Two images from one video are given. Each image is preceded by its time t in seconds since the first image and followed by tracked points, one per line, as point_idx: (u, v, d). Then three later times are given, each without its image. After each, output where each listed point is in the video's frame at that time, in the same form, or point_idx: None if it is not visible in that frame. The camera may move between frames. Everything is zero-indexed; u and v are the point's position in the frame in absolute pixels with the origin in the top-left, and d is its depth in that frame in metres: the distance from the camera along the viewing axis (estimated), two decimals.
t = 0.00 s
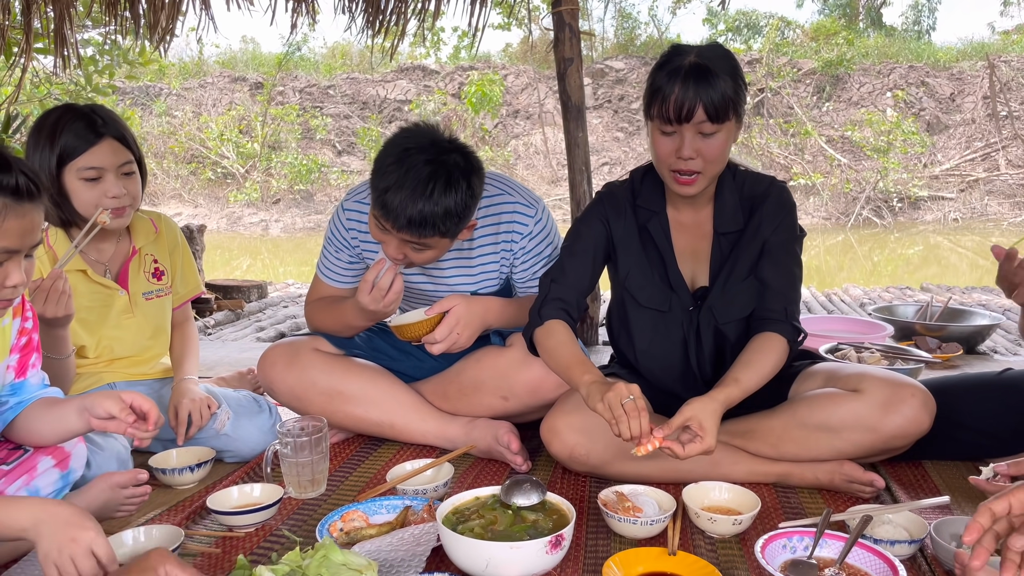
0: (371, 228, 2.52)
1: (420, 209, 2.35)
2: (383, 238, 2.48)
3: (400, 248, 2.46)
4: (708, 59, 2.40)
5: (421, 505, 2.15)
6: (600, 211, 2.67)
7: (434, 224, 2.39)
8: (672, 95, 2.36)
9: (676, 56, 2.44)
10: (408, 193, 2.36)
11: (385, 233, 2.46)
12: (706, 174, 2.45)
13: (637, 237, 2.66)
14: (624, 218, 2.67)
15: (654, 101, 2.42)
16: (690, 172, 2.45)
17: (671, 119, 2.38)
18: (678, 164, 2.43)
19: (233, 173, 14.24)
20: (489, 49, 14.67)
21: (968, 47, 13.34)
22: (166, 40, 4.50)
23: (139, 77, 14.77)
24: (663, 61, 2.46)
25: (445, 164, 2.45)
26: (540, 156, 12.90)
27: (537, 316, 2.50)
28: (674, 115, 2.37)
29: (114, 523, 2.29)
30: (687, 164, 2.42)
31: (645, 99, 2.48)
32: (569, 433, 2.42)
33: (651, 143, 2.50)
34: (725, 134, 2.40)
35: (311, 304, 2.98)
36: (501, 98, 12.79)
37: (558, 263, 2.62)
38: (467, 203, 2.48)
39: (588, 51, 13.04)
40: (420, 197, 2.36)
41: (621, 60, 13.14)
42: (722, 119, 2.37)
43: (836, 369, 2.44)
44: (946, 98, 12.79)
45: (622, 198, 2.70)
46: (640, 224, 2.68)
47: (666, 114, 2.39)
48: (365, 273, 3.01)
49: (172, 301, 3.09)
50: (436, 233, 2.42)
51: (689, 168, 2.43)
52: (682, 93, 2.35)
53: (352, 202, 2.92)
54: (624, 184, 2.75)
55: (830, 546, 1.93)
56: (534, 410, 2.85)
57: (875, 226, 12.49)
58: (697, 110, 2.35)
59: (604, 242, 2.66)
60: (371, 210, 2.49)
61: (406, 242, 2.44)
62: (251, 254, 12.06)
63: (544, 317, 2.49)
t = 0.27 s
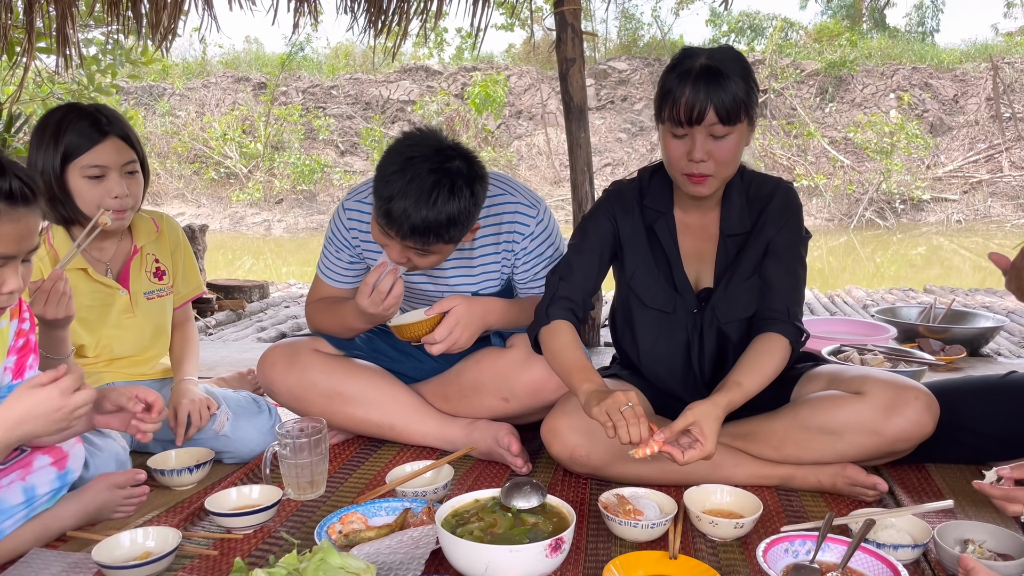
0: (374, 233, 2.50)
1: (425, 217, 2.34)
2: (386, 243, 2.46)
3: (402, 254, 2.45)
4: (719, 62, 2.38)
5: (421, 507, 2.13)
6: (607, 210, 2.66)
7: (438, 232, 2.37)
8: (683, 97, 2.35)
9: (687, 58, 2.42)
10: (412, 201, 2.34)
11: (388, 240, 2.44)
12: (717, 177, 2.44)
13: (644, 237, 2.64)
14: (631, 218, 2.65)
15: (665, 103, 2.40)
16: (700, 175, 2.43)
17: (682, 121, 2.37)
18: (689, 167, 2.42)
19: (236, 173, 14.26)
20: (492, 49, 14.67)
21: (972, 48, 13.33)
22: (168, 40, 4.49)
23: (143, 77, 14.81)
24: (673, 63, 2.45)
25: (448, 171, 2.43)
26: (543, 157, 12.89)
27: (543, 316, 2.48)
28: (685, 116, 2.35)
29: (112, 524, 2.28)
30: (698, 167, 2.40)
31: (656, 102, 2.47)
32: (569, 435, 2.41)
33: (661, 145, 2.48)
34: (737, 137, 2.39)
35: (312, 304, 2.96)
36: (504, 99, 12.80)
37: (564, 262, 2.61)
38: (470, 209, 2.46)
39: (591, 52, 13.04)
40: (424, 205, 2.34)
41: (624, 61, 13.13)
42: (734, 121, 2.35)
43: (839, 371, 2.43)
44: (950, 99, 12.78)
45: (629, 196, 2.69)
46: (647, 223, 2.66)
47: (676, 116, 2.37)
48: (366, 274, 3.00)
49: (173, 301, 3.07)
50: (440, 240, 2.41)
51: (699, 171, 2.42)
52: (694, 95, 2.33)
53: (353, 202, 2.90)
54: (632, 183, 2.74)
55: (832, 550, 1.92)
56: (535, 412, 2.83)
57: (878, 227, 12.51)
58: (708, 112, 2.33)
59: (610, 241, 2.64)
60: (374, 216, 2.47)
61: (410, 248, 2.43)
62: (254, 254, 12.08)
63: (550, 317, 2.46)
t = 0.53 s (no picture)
0: (377, 237, 2.48)
1: (429, 221, 2.32)
2: (390, 247, 2.44)
3: (406, 257, 2.43)
4: (732, 65, 2.36)
5: (418, 512, 2.11)
6: (613, 210, 2.63)
7: (443, 235, 2.35)
8: (694, 100, 2.32)
9: (699, 60, 2.40)
10: (417, 206, 2.32)
11: (391, 244, 2.42)
12: (726, 182, 2.41)
13: (649, 238, 2.61)
14: (636, 219, 2.63)
15: (676, 106, 2.37)
16: (710, 179, 2.40)
17: (692, 124, 2.34)
18: (698, 171, 2.39)
19: (237, 174, 14.24)
20: (493, 51, 14.66)
21: (973, 50, 13.32)
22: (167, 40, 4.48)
23: (144, 77, 14.81)
24: (685, 64, 2.42)
25: (451, 174, 2.40)
26: (544, 158, 12.85)
27: (547, 319, 2.44)
28: (696, 120, 2.33)
29: (106, 528, 2.26)
30: (707, 171, 2.37)
31: (666, 103, 2.44)
32: (568, 439, 2.38)
33: (670, 148, 2.46)
34: (747, 142, 2.37)
35: (310, 306, 2.94)
36: (505, 101, 12.78)
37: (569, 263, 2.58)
38: (473, 211, 2.44)
39: (592, 53, 13.01)
40: (429, 208, 2.32)
41: (625, 63, 13.12)
42: (745, 126, 2.33)
43: (841, 375, 2.41)
44: (951, 101, 12.77)
45: (635, 197, 2.67)
46: (652, 225, 2.64)
47: (687, 119, 2.34)
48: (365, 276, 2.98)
49: (170, 302, 3.05)
50: (444, 243, 2.39)
51: (709, 175, 2.39)
52: (706, 98, 2.30)
53: (352, 203, 2.88)
54: (638, 184, 2.72)
55: (834, 557, 1.89)
56: (534, 415, 2.81)
57: (879, 229, 12.48)
58: (719, 115, 2.30)
59: (615, 243, 2.61)
60: (377, 220, 2.44)
61: (415, 252, 2.40)
62: (254, 255, 12.06)
63: (555, 320, 2.42)
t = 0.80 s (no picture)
0: (376, 239, 2.45)
1: (429, 220, 2.29)
2: (389, 249, 2.41)
3: (406, 257, 2.40)
4: (734, 71, 2.33)
5: (413, 518, 2.07)
6: (618, 214, 2.61)
7: (443, 234, 2.32)
8: (696, 108, 2.29)
9: (702, 66, 2.37)
10: (416, 206, 2.28)
11: (391, 245, 2.39)
12: (731, 190, 2.39)
13: (655, 244, 2.59)
14: (642, 223, 2.60)
15: (678, 115, 2.34)
16: (715, 187, 2.38)
17: (695, 133, 2.31)
18: (702, 179, 2.36)
19: (236, 176, 14.20)
20: (492, 53, 14.65)
21: (972, 53, 13.33)
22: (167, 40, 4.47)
23: (142, 79, 14.79)
24: (688, 70, 2.39)
25: (448, 172, 2.37)
26: (543, 160, 12.80)
27: (554, 329, 2.41)
28: (698, 129, 2.30)
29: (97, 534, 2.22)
30: (712, 179, 2.35)
31: (669, 111, 2.41)
32: (565, 444, 2.35)
33: (674, 156, 2.43)
34: (752, 149, 2.33)
35: (305, 309, 2.91)
36: (504, 102, 12.75)
37: (573, 269, 2.55)
38: (473, 209, 2.41)
39: (592, 55, 13.00)
40: (428, 208, 2.29)
41: (624, 65, 13.11)
42: (749, 133, 2.29)
43: (842, 381, 2.39)
44: (950, 104, 12.76)
45: (640, 201, 2.64)
46: (658, 230, 2.61)
47: (689, 128, 2.32)
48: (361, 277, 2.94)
49: (163, 305, 3.02)
50: (445, 242, 2.36)
51: (713, 183, 2.37)
52: (709, 106, 2.27)
53: (348, 204, 2.84)
54: (643, 187, 2.69)
55: (836, 565, 1.86)
56: (531, 420, 2.78)
57: (878, 232, 12.42)
58: (722, 123, 2.27)
59: (621, 248, 2.59)
60: (375, 222, 2.41)
61: (415, 252, 2.37)
62: (253, 257, 12.02)
63: (561, 330, 2.40)
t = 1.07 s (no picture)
0: (371, 238, 2.41)
1: (424, 218, 2.25)
2: (385, 249, 2.36)
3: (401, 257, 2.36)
4: (733, 73, 2.29)
5: (406, 527, 2.03)
6: (620, 215, 2.57)
7: (440, 231, 2.28)
8: (694, 111, 2.26)
9: (700, 69, 2.34)
10: (411, 203, 2.24)
11: (386, 244, 2.34)
12: (732, 195, 2.35)
13: (657, 247, 2.55)
14: (644, 226, 2.57)
15: (676, 119, 2.31)
16: (715, 192, 2.34)
17: (693, 137, 2.28)
18: (702, 184, 2.33)
19: (232, 178, 14.16)
20: (490, 55, 14.64)
21: (968, 57, 13.35)
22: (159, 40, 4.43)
23: (139, 81, 14.75)
24: (685, 74, 2.36)
25: (443, 168, 2.33)
26: (540, 163, 12.77)
27: (561, 341, 2.38)
28: (696, 133, 2.27)
29: (83, 543, 2.18)
30: (711, 184, 2.31)
31: (667, 115, 2.38)
32: (562, 452, 2.31)
33: (673, 160, 2.40)
34: (752, 152, 2.30)
35: (298, 313, 2.86)
36: (501, 104, 12.73)
37: (575, 273, 2.52)
38: (469, 205, 2.37)
39: (589, 58, 12.97)
40: (423, 205, 2.25)
41: (622, 68, 13.10)
42: (748, 137, 2.26)
43: (842, 388, 2.35)
44: (947, 107, 12.78)
45: (642, 203, 2.61)
46: (659, 233, 2.58)
47: (688, 132, 2.29)
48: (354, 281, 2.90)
49: (152, 310, 2.97)
50: (442, 240, 2.32)
51: (714, 188, 2.33)
52: (707, 110, 2.24)
53: (341, 207, 2.80)
54: (645, 189, 2.66)
55: None
56: (527, 427, 2.73)
57: (875, 235, 12.38)
58: (720, 127, 2.24)
59: (623, 251, 2.55)
60: (369, 221, 2.37)
61: (410, 252, 2.33)
62: (249, 259, 11.97)
63: (569, 344, 2.36)
